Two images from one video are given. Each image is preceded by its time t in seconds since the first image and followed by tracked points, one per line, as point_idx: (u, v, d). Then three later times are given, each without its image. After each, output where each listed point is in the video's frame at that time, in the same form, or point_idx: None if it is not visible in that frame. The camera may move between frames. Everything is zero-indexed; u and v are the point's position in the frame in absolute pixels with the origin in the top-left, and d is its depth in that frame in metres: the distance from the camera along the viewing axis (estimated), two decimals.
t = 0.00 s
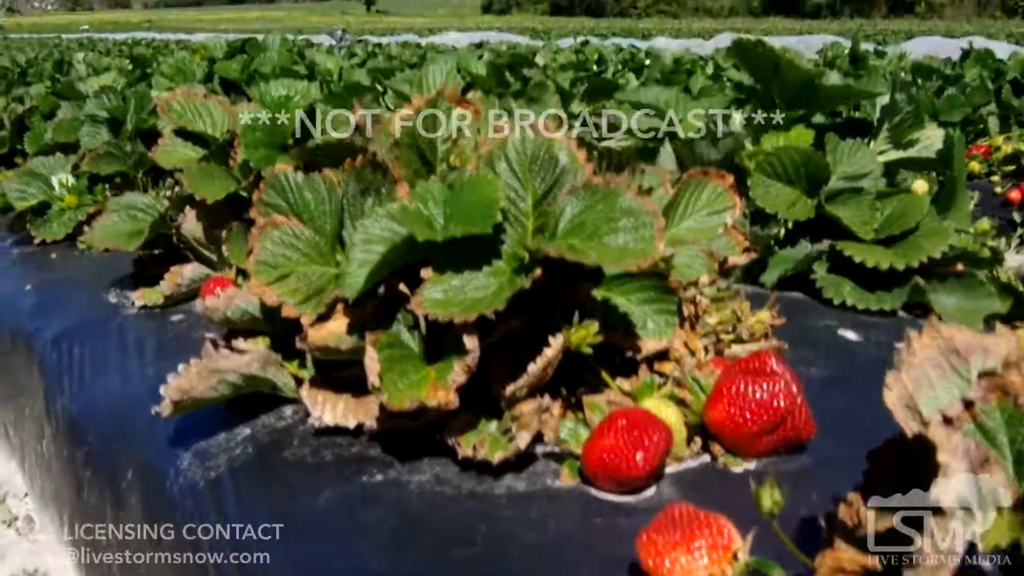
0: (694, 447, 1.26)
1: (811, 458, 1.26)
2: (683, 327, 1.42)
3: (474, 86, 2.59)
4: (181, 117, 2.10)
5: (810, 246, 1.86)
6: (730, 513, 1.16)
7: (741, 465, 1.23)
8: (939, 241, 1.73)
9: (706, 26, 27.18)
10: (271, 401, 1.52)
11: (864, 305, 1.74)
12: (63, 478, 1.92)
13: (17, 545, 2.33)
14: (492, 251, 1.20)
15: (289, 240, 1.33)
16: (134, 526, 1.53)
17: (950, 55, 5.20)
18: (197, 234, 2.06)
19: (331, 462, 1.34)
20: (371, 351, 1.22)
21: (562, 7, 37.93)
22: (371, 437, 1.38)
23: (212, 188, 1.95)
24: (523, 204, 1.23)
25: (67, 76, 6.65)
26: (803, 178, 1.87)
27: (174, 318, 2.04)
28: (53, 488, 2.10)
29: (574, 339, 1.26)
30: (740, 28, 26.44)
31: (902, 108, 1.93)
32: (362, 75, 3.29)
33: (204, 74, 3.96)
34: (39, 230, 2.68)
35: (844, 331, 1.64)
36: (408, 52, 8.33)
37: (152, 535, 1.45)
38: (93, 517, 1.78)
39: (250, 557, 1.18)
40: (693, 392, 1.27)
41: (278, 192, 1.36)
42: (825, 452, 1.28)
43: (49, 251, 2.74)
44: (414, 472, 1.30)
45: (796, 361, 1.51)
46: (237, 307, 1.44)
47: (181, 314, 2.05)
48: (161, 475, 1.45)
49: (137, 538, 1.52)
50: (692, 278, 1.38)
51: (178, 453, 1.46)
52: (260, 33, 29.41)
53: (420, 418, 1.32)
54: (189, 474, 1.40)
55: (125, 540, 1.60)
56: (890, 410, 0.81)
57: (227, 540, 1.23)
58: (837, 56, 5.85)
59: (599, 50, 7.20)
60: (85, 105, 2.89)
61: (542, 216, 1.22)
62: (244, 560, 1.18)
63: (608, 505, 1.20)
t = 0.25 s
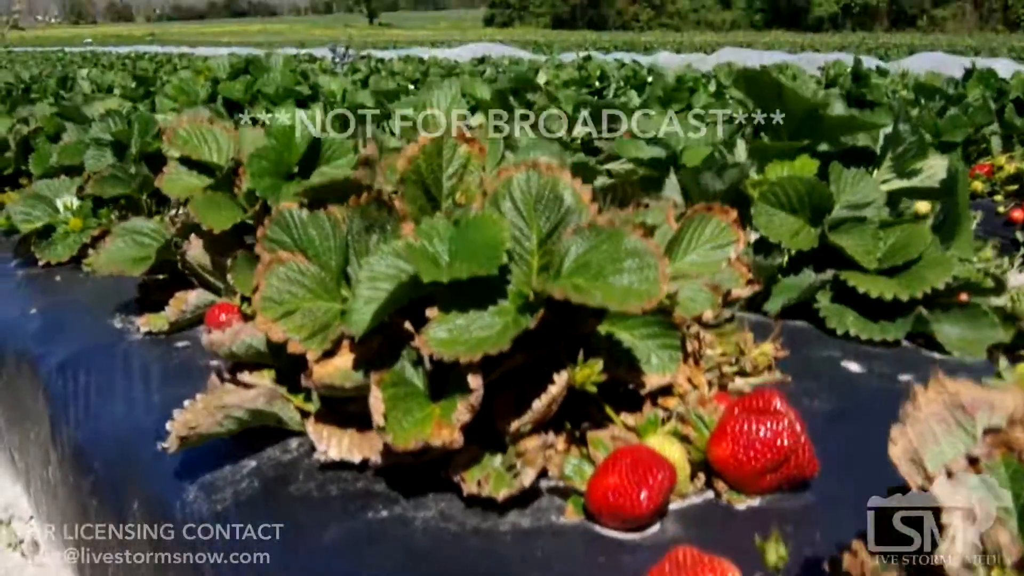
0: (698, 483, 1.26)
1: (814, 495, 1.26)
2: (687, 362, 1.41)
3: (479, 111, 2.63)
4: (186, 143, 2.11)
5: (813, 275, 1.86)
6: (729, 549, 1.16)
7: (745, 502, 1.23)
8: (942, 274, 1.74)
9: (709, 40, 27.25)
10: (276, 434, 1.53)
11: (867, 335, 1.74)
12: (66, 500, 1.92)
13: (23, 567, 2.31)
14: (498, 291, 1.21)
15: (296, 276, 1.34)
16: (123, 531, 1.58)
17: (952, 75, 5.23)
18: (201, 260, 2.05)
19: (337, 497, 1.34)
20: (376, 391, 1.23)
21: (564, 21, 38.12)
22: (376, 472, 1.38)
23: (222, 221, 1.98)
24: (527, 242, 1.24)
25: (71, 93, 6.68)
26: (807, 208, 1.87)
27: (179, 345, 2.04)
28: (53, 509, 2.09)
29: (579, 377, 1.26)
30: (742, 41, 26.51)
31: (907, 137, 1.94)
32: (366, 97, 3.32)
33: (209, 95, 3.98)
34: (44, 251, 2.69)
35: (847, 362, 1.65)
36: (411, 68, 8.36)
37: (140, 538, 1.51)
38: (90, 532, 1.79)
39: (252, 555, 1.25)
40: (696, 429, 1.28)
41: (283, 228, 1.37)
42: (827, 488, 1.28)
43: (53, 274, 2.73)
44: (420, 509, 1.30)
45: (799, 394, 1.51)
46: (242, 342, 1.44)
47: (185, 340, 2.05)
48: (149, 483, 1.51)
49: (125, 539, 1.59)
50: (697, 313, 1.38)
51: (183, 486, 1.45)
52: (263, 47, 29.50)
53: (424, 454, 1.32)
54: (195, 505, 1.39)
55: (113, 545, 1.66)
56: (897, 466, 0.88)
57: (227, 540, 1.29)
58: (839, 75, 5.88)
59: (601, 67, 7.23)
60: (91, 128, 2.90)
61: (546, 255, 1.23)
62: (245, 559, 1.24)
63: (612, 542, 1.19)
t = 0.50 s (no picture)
0: (702, 524, 1.25)
1: (818, 536, 1.26)
2: (690, 403, 1.41)
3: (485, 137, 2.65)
4: (191, 172, 2.12)
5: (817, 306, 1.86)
6: None
7: (749, 544, 1.23)
8: (945, 305, 1.73)
9: (713, 52, 27.29)
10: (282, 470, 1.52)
11: (871, 368, 1.75)
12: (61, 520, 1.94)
13: None
14: (501, 333, 1.23)
15: (300, 316, 1.35)
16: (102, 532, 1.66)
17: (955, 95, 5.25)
18: (206, 290, 2.08)
19: (343, 537, 1.35)
20: (381, 434, 1.24)
21: (568, 33, 38.20)
22: (382, 511, 1.38)
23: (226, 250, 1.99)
24: (531, 287, 1.25)
25: (75, 109, 6.70)
26: (811, 241, 1.88)
27: (184, 374, 2.04)
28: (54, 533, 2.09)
29: (584, 420, 1.27)
30: (746, 54, 26.55)
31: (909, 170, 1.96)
32: (372, 121, 3.33)
33: (214, 115, 4.00)
34: (50, 275, 2.70)
35: (850, 398, 1.64)
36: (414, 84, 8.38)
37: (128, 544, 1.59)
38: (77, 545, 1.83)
39: (252, 554, 1.35)
40: (700, 471, 1.29)
41: (287, 270, 1.38)
42: (831, 529, 1.28)
43: (58, 296, 2.73)
44: (425, 549, 1.30)
45: (802, 433, 1.51)
46: (247, 379, 1.45)
47: (190, 370, 2.05)
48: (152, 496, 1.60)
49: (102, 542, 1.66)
50: (700, 352, 1.38)
51: (187, 523, 1.45)
52: (268, 60, 29.55)
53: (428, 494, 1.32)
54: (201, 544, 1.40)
55: (92, 550, 1.73)
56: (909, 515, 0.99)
57: (229, 539, 1.38)
58: (842, 93, 5.90)
59: (605, 85, 7.25)
60: (97, 152, 2.90)
61: (550, 298, 1.24)
62: (245, 558, 1.34)
63: None
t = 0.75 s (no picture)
0: (705, 569, 1.25)
1: None
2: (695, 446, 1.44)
3: (488, 164, 2.67)
4: (196, 202, 2.13)
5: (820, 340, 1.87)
6: None
7: None
8: (948, 340, 1.73)
9: (715, 63, 27.31)
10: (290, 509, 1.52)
11: (874, 404, 1.75)
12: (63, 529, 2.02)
13: None
14: (505, 379, 1.23)
15: (306, 358, 1.35)
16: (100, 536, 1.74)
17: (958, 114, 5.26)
18: (212, 321, 2.08)
19: None
20: (386, 479, 1.24)
21: (570, 42, 38.29)
22: (388, 554, 1.38)
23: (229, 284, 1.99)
24: (536, 334, 1.26)
25: (78, 125, 6.71)
26: (814, 274, 1.89)
27: (188, 405, 2.01)
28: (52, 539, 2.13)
29: (589, 468, 1.28)
30: (748, 65, 26.56)
31: (912, 206, 1.99)
32: (376, 145, 3.34)
33: (217, 136, 4.01)
34: (55, 299, 2.71)
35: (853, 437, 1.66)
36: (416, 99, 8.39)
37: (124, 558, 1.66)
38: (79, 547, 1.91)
39: (252, 554, 1.43)
40: (704, 516, 1.30)
41: (294, 311, 1.39)
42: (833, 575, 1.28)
43: (62, 320, 2.73)
44: None
45: (806, 473, 1.52)
46: (254, 421, 1.46)
47: (195, 401, 2.01)
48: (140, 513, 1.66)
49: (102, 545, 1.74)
50: (704, 395, 1.39)
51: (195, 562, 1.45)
52: (271, 70, 29.60)
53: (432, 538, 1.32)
54: None
55: (88, 553, 1.82)
56: None
57: None
58: (844, 110, 5.91)
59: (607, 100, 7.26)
60: (101, 178, 2.91)
61: (554, 344, 1.24)
62: (245, 558, 1.42)
63: None
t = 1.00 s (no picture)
0: None
1: None
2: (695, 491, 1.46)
3: (490, 189, 2.68)
4: (200, 234, 2.14)
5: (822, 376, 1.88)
6: None
7: None
8: (951, 377, 1.73)
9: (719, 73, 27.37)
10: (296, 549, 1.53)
11: (876, 441, 1.75)
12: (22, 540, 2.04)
13: None
14: (508, 429, 1.25)
15: (309, 402, 1.36)
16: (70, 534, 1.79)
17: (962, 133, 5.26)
18: (215, 352, 2.10)
19: None
20: (389, 528, 1.25)
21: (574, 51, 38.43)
22: None
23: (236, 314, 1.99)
24: (539, 383, 1.28)
25: (83, 138, 6.72)
26: (816, 309, 1.90)
27: (193, 437, 2.02)
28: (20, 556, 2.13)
29: (591, 516, 1.30)
30: (752, 75, 26.61)
31: (914, 241, 2.00)
32: (380, 169, 3.35)
33: (221, 156, 4.03)
34: (59, 323, 2.72)
35: (854, 477, 1.70)
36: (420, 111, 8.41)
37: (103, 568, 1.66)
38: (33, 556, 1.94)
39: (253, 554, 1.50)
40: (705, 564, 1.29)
41: (299, 356, 1.40)
42: None
43: (67, 344, 2.73)
44: None
45: (804, 515, 1.56)
46: (257, 462, 1.47)
47: (199, 433, 2.03)
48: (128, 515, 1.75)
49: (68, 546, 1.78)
50: (706, 438, 1.40)
51: None
52: (277, 79, 29.68)
53: None
54: None
55: None
56: None
57: None
58: (848, 127, 5.92)
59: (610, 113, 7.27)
60: (106, 202, 2.92)
61: (557, 393, 1.27)
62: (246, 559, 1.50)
63: None
